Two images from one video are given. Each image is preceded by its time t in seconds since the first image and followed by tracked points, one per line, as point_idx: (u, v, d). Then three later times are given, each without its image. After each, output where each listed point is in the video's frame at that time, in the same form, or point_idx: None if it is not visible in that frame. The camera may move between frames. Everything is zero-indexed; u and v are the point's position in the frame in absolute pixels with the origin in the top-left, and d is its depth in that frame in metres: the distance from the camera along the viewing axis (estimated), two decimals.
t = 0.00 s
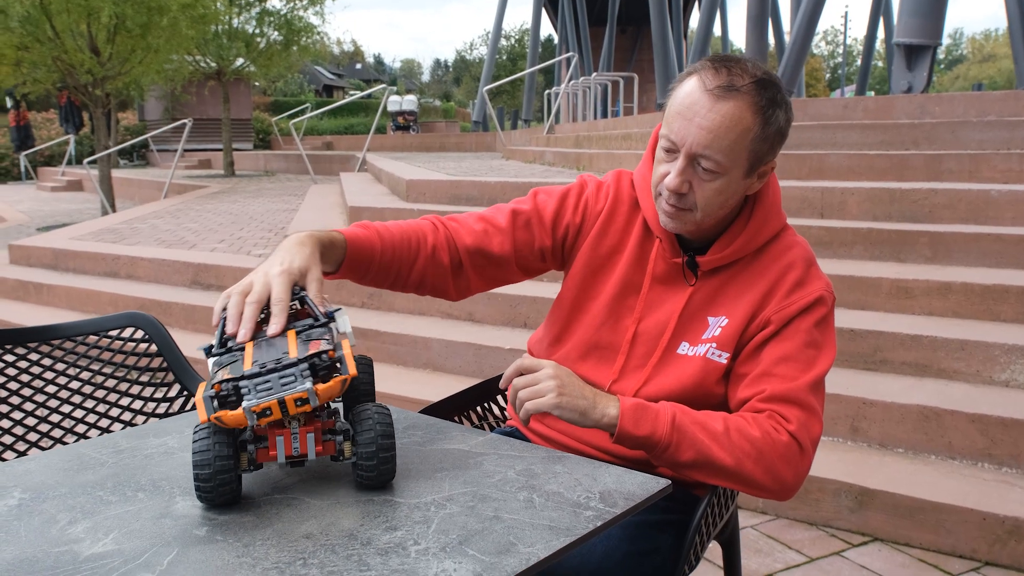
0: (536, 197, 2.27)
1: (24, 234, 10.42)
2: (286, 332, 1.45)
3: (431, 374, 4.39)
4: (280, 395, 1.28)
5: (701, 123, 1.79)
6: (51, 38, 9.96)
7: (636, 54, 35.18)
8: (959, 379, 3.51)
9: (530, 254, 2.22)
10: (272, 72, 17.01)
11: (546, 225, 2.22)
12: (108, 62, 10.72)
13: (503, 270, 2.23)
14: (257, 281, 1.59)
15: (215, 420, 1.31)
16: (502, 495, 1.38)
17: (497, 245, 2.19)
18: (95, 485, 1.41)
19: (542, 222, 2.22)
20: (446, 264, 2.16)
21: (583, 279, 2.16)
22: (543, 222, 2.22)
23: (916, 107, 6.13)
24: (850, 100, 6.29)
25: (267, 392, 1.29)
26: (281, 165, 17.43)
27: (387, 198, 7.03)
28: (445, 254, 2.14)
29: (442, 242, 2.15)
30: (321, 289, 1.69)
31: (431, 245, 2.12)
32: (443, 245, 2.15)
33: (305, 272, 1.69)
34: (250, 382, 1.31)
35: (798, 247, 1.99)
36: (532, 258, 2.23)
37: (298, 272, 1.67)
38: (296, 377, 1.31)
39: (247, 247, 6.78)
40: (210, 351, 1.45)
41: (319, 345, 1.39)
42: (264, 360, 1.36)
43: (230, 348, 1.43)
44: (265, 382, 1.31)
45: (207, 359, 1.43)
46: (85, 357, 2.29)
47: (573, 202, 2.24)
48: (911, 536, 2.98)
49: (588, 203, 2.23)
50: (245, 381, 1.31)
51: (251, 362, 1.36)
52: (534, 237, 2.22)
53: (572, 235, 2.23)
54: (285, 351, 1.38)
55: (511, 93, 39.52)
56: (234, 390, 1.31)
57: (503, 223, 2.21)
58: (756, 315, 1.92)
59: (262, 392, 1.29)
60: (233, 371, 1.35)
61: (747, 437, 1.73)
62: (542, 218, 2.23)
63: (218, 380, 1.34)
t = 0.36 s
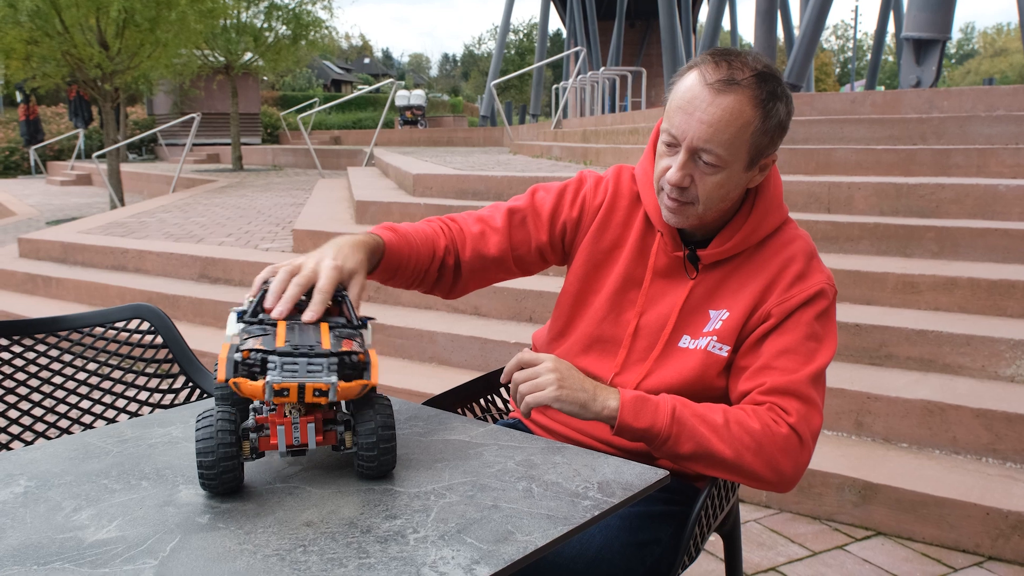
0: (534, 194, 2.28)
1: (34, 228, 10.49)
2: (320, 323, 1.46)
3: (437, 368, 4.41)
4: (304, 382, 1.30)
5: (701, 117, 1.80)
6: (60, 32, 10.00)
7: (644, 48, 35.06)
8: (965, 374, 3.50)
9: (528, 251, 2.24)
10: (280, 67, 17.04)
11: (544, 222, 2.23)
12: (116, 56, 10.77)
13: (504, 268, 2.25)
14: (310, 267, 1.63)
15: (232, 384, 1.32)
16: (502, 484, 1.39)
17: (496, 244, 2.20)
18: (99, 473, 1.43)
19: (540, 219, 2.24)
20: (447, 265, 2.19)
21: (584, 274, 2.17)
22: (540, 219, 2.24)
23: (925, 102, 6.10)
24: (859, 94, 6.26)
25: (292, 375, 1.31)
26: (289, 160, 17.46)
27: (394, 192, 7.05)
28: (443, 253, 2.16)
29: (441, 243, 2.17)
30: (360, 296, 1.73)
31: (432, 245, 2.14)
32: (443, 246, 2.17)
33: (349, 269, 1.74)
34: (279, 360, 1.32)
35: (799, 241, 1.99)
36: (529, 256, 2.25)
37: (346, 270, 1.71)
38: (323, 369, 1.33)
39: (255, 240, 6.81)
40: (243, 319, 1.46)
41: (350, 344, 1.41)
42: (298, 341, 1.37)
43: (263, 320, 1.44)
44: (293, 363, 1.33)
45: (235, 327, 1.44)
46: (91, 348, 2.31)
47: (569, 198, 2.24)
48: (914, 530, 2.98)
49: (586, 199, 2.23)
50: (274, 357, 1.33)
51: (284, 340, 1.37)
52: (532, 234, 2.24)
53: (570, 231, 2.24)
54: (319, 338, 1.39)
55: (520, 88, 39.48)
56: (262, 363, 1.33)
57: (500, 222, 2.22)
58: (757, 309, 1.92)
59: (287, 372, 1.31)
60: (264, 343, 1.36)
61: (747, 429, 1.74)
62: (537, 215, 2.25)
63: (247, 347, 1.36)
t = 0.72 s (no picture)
0: (532, 193, 2.28)
1: (36, 226, 10.51)
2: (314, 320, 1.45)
3: (438, 365, 4.41)
4: (298, 381, 1.30)
5: (700, 113, 1.80)
6: (63, 30, 10.03)
7: (647, 46, 35.04)
8: (966, 372, 3.50)
9: (527, 249, 2.24)
10: (283, 65, 17.05)
11: (542, 220, 2.23)
12: (119, 54, 10.78)
13: (503, 266, 2.25)
14: (306, 263, 1.64)
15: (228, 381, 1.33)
16: (499, 481, 1.40)
17: (495, 242, 2.20)
18: (98, 470, 1.44)
19: (537, 217, 2.24)
20: (447, 262, 2.18)
21: (584, 272, 2.17)
22: (538, 218, 2.24)
23: (927, 100, 6.09)
24: (861, 92, 6.26)
25: (288, 373, 1.31)
26: (291, 157, 17.47)
27: (396, 190, 7.06)
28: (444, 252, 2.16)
29: (441, 241, 2.16)
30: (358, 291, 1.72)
31: (432, 242, 2.14)
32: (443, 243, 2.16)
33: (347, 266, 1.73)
34: (275, 357, 1.32)
35: (798, 239, 1.99)
36: (528, 254, 2.25)
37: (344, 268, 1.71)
38: (319, 367, 1.32)
39: (257, 238, 6.82)
40: (239, 317, 1.46)
41: (347, 341, 1.40)
42: (293, 339, 1.37)
43: (258, 317, 1.44)
44: (288, 360, 1.33)
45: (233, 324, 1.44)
46: (92, 345, 2.32)
47: (568, 196, 2.24)
48: (914, 528, 2.98)
49: (584, 197, 2.23)
50: (269, 355, 1.33)
51: (279, 338, 1.37)
52: (530, 232, 2.23)
53: (568, 229, 2.24)
54: (314, 336, 1.39)
55: (522, 86, 39.50)
56: (257, 361, 1.33)
57: (499, 220, 2.22)
58: (756, 306, 1.92)
59: (282, 371, 1.31)
60: (259, 341, 1.36)
61: (745, 427, 1.74)
62: (536, 213, 2.25)
63: (242, 344, 1.36)
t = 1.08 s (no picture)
0: (536, 191, 2.27)
1: (40, 224, 10.53)
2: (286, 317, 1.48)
3: (441, 363, 4.42)
4: (280, 377, 1.30)
5: (704, 108, 1.80)
6: (66, 28, 10.04)
7: (651, 45, 35.00)
8: (969, 370, 3.49)
9: (532, 247, 2.24)
10: (285, 63, 17.03)
11: (546, 219, 2.22)
12: (122, 52, 10.78)
13: (506, 264, 2.25)
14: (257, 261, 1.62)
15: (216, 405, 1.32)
16: (501, 480, 1.40)
17: (499, 240, 2.20)
18: (101, 467, 1.44)
19: (543, 216, 2.23)
20: (450, 259, 2.17)
21: (584, 271, 2.17)
22: (543, 216, 2.23)
23: (930, 97, 6.08)
24: (864, 90, 6.25)
25: (269, 374, 1.31)
26: (294, 155, 17.46)
27: (399, 188, 7.06)
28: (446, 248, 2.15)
29: (444, 238, 2.16)
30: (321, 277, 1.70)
31: (435, 240, 2.14)
32: (446, 241, 2.16)
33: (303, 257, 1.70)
34: (251, 364, 1.33)
35: (796, 232, 2.00)
36: (533, 251, 2.25)
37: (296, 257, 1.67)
38: (297, 359, 1.33)
39: (259, 236, 6.83)
40: (213, 336, 1.46)
41: (319, 327, 1.41)
42: (265, 344, 1.38)
43: (232, 334, 1.45)
44: (266, 364, 1.33)
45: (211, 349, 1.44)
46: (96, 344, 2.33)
47: (573, 194, 2.24)
48: (917, 526, 2.97)
49: (587, 195, 2.23)
50: (247, 364, 1.33)
51: (252, 346, 1.38)
52: (536, 230, 2.23)
53: (573, 228, 2.23)
54: (285, 334, 1.40)
55: (525, 84, 39.47)
56: (236, 372, 1.33)
57: (505, 217, 2.22)
58: (754, 300, 1.93)
59: (263, 374, 1.31)
60: (233, 355, 1.37)
61: (743, 421, 1.76)
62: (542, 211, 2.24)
63: (220, 363, 1.36)
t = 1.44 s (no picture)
0: (531, 199, 2.27)
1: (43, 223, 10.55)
2: (350, 331, 1.49)
3: (444, 364, 4.42)
4: (324, 385, 1.33)
5: (703, 101, 1.79)
6: (70, 28, 10.06)
7: (653, 45, 35.00)
8: (972, 371, 3.49)
9: (531, 255, 2.24)
10: (288, 63, 17.03)
11: (543, 225, 2.23)
12: (126, 51, 10.80)
13: (508, 273, 2.24)
14: (357, 276, 1.69)
15: (257, 367, 1.35)
16: (505, 480, 1.40)
17: (499, 250, 2.20)
18: (105, 466, 1.44)
19: (538, 222, 2.24)
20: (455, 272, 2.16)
21: (585, 274, 2.17)
22: (539, 223, 2.24)
23: (933, 98, 6.07)
24: (867, 91, 6.25)
25: (315, 374, 1.33)
26: (297, 155, 17.47)
27: (403, 188, 7.07)
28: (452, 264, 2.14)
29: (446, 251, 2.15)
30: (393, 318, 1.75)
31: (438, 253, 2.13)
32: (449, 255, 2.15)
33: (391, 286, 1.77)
34: (307, 355, 1.34)
35: (796, 230, 2.00)
36: (532, 259, 2.25)
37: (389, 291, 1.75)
38: (346, 377, 1.35)
39: (262, 236, 6.84)
40: (277, 307, 1.47)
41: (377, 359, 1.42)
42: (327, 342, 1.39)
43: (294, 314, 1.46)
44: (319, 363, 1.35)
45: (268, 312, 1.45)
46: (99, 343, 2.33)
47: (568, 199, 2.24)
48: (919, 527, 2.97)
49: (583, 200, 2.24)
50: (303, 352, 1.34)
51: (315, 337, 1.39)
52: (533, 237, 2.23)
53: (570, 232, 2.24)
54: (347, 347, 1.41)
55: (527, 84, 39.49)
56: (290, 355, 1.35)
57: (502, 228, 2.22)
58: (755, 298, 1.93)
59: (311, 371, 1.33)
60: (295, 336, 1.38)
61: (744, 422, 1.76)
62: (537, 219, 2.25)
63: (278, 335, 1.37)
